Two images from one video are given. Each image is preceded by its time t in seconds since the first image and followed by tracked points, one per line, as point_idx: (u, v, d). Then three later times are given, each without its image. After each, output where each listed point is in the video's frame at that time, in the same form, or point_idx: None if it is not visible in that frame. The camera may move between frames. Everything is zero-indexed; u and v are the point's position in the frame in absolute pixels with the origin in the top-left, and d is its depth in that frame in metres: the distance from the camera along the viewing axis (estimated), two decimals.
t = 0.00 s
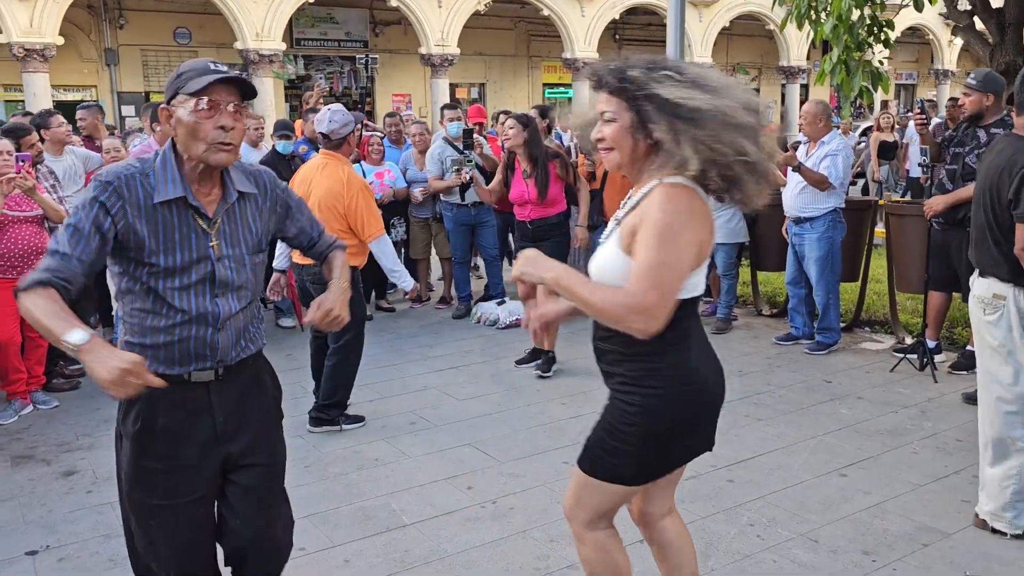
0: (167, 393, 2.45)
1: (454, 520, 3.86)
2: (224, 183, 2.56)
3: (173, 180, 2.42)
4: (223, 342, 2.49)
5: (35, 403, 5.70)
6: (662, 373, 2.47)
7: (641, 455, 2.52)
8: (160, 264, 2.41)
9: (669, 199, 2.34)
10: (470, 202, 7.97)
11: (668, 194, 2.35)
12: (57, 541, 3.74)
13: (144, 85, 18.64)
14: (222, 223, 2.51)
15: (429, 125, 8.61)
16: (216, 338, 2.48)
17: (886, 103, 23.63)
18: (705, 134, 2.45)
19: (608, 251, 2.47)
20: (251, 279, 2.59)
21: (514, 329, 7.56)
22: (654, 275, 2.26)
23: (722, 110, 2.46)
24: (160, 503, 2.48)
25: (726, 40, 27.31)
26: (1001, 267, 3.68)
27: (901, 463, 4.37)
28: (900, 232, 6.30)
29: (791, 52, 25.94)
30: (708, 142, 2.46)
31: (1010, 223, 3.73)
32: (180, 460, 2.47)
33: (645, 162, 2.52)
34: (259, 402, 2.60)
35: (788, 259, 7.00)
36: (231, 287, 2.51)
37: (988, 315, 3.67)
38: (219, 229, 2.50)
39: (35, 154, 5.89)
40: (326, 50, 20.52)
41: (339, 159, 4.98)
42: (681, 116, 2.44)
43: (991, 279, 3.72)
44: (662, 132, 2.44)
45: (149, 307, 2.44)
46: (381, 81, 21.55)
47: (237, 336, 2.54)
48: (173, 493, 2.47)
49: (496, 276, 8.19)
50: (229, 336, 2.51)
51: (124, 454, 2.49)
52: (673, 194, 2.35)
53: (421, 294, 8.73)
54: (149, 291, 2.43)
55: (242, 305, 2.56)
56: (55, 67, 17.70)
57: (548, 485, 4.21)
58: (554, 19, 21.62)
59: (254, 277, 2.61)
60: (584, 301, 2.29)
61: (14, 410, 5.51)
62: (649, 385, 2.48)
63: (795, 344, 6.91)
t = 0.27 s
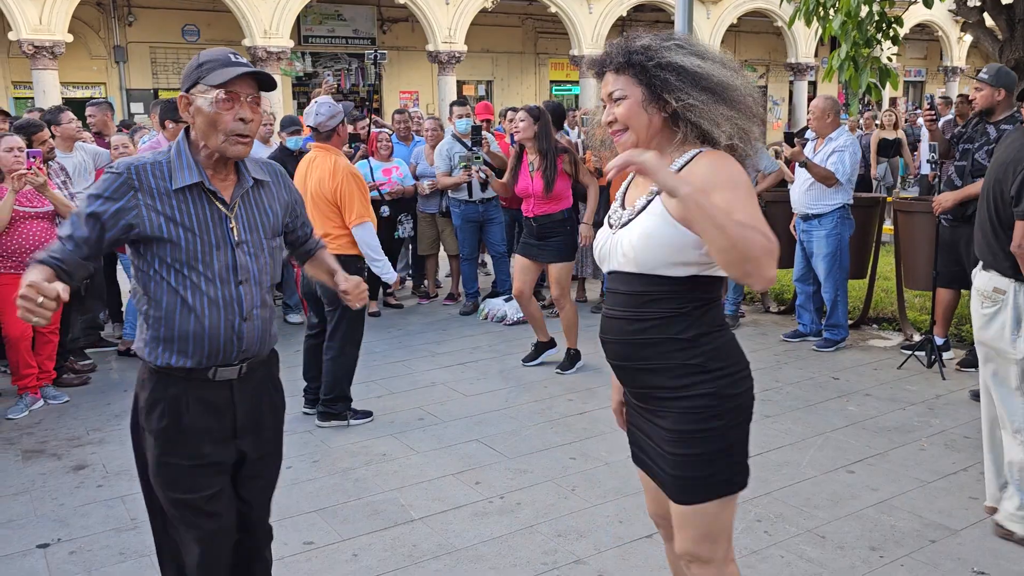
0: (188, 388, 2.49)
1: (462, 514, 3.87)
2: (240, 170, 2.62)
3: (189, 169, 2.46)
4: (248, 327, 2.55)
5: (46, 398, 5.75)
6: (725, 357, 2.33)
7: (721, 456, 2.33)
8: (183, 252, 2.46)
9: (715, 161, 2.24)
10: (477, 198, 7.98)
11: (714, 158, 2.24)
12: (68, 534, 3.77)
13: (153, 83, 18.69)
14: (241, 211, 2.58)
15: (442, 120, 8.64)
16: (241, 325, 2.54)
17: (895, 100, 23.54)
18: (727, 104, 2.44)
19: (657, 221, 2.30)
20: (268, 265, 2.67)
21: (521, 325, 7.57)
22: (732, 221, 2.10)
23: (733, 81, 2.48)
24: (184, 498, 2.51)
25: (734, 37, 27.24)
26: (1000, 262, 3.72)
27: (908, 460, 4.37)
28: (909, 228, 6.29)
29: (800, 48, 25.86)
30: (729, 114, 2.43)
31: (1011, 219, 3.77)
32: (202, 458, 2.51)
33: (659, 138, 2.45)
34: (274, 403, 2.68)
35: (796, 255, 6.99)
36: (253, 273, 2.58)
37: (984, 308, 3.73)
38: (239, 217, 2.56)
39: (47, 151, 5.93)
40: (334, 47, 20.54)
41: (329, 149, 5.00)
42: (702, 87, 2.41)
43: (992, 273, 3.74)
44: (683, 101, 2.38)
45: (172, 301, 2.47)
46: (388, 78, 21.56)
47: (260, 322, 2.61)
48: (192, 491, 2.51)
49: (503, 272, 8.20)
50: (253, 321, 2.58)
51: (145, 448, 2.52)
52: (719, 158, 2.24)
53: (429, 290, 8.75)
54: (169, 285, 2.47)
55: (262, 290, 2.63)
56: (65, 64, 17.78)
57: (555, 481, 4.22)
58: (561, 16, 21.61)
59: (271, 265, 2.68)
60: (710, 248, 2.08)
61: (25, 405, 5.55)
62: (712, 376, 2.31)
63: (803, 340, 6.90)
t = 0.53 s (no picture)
0: (208, 374, 2.52)
1: (468, 511, 3.89)
2: (258, 170, 2.63)
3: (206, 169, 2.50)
4: (266, 320, 2.57)
5: (54, 395, 5.77)
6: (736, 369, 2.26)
7: (731, 473, 2.26)
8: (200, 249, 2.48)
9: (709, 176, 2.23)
10: (484, 196, 7.98)
11: (709, 173, 2.25)
12: (77, 530, 3.79)
13: (159, 81, 18.72)
14: (258, 208, 2.58)
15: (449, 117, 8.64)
16: (260, 318, 2.55)
17: (901, 98, 23.47)
18: (699, 120, 2.33)
19: (653, 238, 2.24)
20: (288, 259, 2.68)
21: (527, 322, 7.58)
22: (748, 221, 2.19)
23: (706, 92, 2.35)
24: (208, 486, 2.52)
25: (740, 34, 27.20)
26: (1015, 259, 3.56)
27: (915, 457, 4.37)
28: (915, 226, 6.28)
29: (807, 46, 25.79)
30: (705, 131, 2.33)
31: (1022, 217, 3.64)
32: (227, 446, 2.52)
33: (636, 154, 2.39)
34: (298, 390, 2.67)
35: (802, 253, 6.99)
36: (271, 269, 2.59)
37: (1003, 307, 3.55)
38: (255, 214, 2.57)
39: (57, 148, 5.94)
40: (340, 45, 20.56)
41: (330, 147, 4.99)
42: (672, 104, 2.32)
43: (1008, 272, 3.59)
44: (651, 117, 2.32)
45: (191, 298, 2.52)
46: (394, 75, 21.58)
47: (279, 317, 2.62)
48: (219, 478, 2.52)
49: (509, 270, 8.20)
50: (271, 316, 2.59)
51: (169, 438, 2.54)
52: (712, 171, 2.25)
53: (435, 288, 8.77)
54: (187, 283, 2.51)
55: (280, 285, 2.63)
56: (71, 62, 17.82)
57: (561, 478, 4.23)
58: (567, 13, 21.59)
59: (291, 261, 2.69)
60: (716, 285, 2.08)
61: (34, 401, 5.57)
62: (730, 386, 2.25)
63: (809, 338, 6.90)
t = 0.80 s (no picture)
0: (242, 362, 2.56)
1: (474, 508, 3.89)
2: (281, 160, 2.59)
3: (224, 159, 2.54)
4: (282, 310, 2.56)
5: (61, 392, 5.79)
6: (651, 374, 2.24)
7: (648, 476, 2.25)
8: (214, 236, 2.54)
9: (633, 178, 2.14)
10: (489, 194, 7.98)
11: (635, 175, 2.14)
12: (84, 526, 3.81)
13: (166, 79, 18.76)
14: (279, 199, 2.57)
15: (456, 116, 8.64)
16: (274, 307, 2.56)
17: (908, 96, 23.38)
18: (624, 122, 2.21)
19: (573, 243, 2.22)
20: (310, 248, 2.62)
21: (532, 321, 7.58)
22: (674, 248, 2.03)
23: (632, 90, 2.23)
24: (239, 472, 2.57)
25: (746, 32, 27.16)
26: None
27: (921, 456, 4.36)
28: (922, 225, 6.26)
29: (813, 44, 25.73)
30: (626, 131, 2.20)
31: None
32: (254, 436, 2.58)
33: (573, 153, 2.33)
34: (330, 383, 2.64)
35: (808, 252, 6.97)
36: (288, 260, 2.57)
37: (1013, 303, 3.48)
38: (275, 205, 2.56)
39: (65, 146, 5.96)
40: (346, 43, 20.59)
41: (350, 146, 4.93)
42: (593, 101, 2.23)
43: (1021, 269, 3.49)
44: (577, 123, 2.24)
45: (215, 282, 2.61)
46: (399, 74, 21.59)
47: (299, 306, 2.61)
48: (253, 463, 2.57)
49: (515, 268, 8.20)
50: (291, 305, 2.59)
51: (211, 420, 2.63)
52: (639, 173, 2.14)
53: (440, 286, 8.78)
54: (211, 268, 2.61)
55: (304, 274, 2.61)
56: (78, 61, 17.88)
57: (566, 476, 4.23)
58: (573, 12, 21.59)
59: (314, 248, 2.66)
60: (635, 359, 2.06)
61: (41, 398, 5.59)
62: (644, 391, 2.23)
63: (815, 337, 6.88)
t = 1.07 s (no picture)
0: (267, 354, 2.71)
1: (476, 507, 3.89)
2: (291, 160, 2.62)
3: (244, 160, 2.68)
4: (283, 305, 2.63)
5: (66, 390, 5.81)
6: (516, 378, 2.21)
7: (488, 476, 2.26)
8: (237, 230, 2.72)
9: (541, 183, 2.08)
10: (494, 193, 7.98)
11: (543, 179, 2.08)
12: (89, 524, 3.82)
13: (172, 78, 18.80)
14: (286, 198, 2.62)
15: (460, 115, 8.62)
16: (276, 301, 2.64)
17: (915, 95, 23.30)
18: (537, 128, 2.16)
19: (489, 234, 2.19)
20: (311, 246, 2.61)
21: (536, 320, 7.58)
22: (560, 263, 2.00)
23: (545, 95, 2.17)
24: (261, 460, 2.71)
25: (752, 31, 27.11)
26: None
27: (926, 456, 4.35)
28: (928, 224, 6.24)
29: (819, 43, 25.66)
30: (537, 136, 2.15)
31: None
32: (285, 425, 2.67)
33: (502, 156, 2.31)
34: (336, 385, 2.63)
35: (813, 251, 6.96)
36: (292, 257, 2.60)
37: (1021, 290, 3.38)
38: (282, 204, 2.61)
39: (71, 145, 5.97)
40: (351, 42, 20.61)
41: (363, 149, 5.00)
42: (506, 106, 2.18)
43: None
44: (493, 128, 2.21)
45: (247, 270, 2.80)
46: (404, 72, 21.60)
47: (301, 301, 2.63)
48: (268, 452, 2.68)
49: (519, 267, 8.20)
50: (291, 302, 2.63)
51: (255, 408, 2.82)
52: (550, 176, 2.09)
53: (445, 284, 8.78)
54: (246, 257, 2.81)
55: (308, 272, 2.62)
56: (84, 60, 17.93)
57: (570, 475, 4.22)
58: (578, 10, 21.57)
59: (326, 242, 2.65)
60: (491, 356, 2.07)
61: (47, 396, 5.61)
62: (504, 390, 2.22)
63: (820, 336, 6.87)
